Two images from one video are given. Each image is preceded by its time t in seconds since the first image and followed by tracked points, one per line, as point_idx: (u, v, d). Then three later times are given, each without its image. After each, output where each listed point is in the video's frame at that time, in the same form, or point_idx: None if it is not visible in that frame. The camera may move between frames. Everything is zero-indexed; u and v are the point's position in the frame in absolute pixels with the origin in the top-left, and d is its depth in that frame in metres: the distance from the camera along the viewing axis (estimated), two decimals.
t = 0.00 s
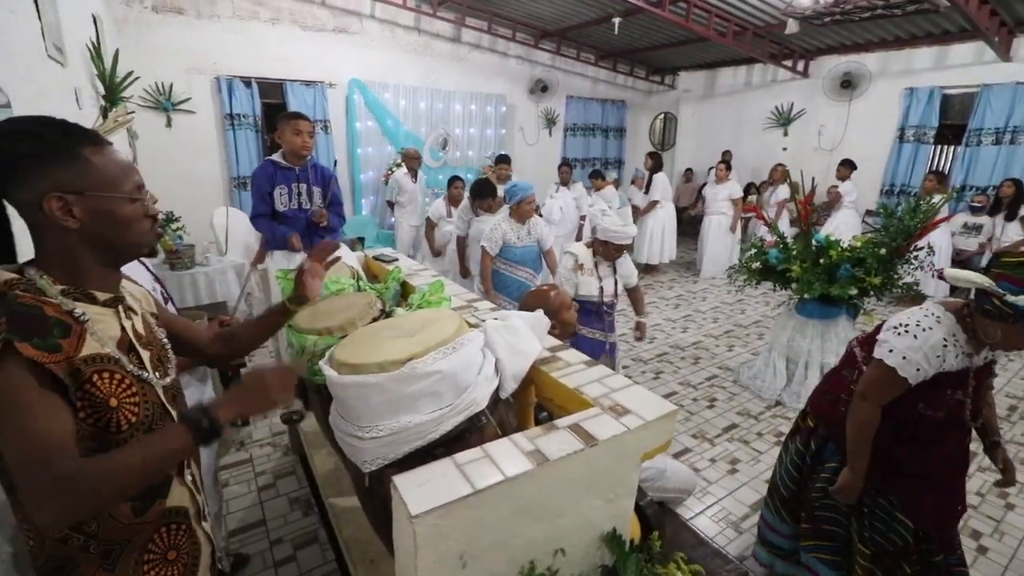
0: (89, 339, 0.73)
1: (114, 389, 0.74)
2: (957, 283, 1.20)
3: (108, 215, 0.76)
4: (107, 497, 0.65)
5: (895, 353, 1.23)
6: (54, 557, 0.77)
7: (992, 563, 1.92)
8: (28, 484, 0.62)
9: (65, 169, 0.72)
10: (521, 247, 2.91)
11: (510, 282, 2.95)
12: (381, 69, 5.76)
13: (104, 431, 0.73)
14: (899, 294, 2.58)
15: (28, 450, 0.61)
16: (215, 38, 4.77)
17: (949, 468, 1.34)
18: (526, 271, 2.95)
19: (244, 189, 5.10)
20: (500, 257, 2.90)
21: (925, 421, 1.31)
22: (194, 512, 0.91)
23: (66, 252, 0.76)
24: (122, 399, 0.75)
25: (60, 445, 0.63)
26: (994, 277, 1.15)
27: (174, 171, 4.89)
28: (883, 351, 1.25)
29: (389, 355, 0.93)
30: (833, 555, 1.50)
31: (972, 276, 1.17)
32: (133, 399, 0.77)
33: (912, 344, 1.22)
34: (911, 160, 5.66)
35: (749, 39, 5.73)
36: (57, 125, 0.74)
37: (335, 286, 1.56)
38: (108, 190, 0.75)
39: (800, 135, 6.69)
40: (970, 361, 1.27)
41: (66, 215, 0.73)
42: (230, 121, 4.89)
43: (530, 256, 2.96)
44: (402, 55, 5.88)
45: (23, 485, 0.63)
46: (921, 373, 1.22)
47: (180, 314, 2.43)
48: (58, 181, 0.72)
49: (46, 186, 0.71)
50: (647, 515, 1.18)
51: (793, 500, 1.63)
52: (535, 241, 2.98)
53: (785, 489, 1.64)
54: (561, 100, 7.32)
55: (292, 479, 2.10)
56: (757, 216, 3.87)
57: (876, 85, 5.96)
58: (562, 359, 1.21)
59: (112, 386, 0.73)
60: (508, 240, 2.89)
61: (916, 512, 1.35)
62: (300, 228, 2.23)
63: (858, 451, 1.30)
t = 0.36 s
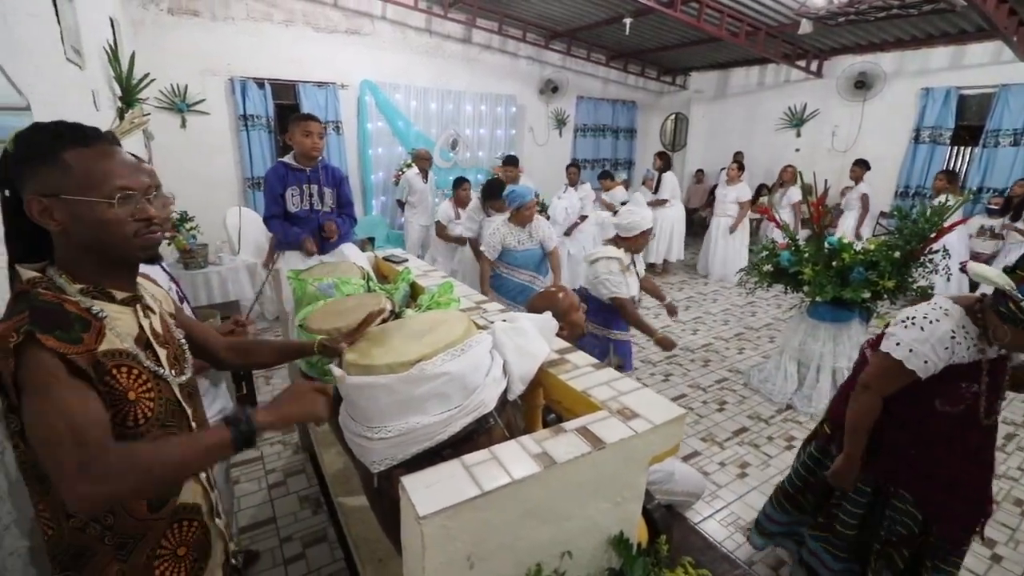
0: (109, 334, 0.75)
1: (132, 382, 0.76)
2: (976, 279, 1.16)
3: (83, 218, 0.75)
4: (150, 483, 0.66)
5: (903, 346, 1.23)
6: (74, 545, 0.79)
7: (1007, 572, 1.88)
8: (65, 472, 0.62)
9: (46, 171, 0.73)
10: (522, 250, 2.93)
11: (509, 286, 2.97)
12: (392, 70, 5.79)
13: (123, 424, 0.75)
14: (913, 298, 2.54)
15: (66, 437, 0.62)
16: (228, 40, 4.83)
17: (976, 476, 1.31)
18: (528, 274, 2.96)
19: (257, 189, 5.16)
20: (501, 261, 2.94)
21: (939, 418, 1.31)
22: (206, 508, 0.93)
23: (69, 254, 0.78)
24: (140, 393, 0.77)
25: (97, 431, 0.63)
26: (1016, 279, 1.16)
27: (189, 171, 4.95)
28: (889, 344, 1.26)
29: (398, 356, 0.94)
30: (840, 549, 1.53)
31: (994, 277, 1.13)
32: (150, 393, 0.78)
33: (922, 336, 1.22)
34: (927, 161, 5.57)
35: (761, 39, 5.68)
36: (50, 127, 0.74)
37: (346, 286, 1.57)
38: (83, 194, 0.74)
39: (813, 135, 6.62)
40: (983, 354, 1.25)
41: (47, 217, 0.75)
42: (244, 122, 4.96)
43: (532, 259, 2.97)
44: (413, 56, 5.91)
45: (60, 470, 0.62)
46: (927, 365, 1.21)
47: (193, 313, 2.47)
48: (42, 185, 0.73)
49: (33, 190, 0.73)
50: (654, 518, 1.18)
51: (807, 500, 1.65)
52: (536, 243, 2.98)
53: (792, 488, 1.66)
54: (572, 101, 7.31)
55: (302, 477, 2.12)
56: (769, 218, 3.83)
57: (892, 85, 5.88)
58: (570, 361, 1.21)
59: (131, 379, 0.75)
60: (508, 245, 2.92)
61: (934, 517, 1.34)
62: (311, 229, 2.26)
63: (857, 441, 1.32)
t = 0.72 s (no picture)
0: (131, 336, 0.77)
1: (155, 383, 0.77)
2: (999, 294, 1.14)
3: (117, 213, 0.77)
4: (136, 499, 0.68)
5: (935, 374, 1.17)
6: (91, 544, 0.81)
7: None
8: (64, 481, 0.66)
9: (71, 175, 0.75)
10: (527, 251, 2.93)
11: (515, 285, 2.99)
12: (404, 71, 5.83)
13: (143, 424, 0.77)
14: (929, 301, 2.50)
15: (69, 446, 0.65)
16: (244, 42, 4.90)
17: (993, 489, 1.29)
18: (534, 274, 2.96)
19: (271, 189, 5.23)
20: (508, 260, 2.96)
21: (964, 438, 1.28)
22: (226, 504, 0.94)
23: (93, 255, 0.80)
24: (162, 394, 0.78)
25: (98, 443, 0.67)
26: None
27: (205, 171, 5.03)
28: (922, 371, 1.19)
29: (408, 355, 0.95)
30: (857, 568, 1.52)
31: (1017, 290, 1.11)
32: (173, 394, 0.80)
33: (954, 363, 1.15)
34: (945, 162, 5.47)
35: (776, 38, 5.62)
36: (68, 132, 0.76)
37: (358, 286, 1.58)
38: (115, 190, 0.76)
39: (829, 135, 6.53)
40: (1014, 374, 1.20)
41: (79, 218, 0.76)
42: (259, 123, 5.02)
43: (538, 257, 2.96)
44: (425, 57, 5.94)
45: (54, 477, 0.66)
46: (961, 393, 1.16)
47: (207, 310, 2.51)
48: (69, 186, 0.74)
49: (60, 193, 0.75)
50: (662, 521, 1.18)
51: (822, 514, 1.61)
52: (542, 244, 2.97)
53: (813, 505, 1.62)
54: (583, 101, 7.30)
55: (313, 474, 2.14)
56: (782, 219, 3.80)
57: (910, 85, 5.79)
58: (579, 362, 1.22)
59: (153, 381, 0.77)
60: (514, 245, 2.93)
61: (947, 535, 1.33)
62: (323, 228, 2.28)
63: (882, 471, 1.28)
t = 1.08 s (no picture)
0: (148, 332, 0.77)
1: (172, 378, 0.78)
2: None
3: (138, 210, 0.78)
4: (187, 461, 0.70)
5: (1005, 396, 1.16)
6: (109, 538, 0.83)
7: None
8: (112, 465, 0.67)
9: (88, 175, 0.75)
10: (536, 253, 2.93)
11: (526, 286, 2.98)
12: (413, 72, 5.85)
13: (161, 419, 0.77)
14: (942, 304, 2.47)
15: (105, 435, 0.66)
16: (255, 43, 4.94)
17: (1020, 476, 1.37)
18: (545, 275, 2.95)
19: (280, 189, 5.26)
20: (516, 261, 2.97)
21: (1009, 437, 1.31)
22: (237, 500, 0.95)
23: (111, 253, 0.80)
24: (177, 390, 0.79)
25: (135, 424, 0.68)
26: None
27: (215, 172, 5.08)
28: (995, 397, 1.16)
29: (415, 355, 0.95)
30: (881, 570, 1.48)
31: None
32: (189, 389, 0.81)
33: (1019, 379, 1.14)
34: (959, 163, 5.40)
35: (787, 38, 5.57)
36: (80, 131, 0.77)
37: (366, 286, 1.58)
38: (132, 188, 0.78)
39: (839, 136, 6.46)
40: None
41: (99, 216, 0.77)
42: (268, 123, 5.06)
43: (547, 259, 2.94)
44: (434, 57, 5.95)
45: (103, 467, 0.67)
46: None
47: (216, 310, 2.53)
48: (88, 185, 0.75)
49: (78, 193, 0.75)
50: (668, 524, 1.17)
51: (847, 523, 1.55)
52: (552, 244, 2.96)
53: (832, 511, 1.56)
54: (591, 101, 7.28)
55: (320, 472, 2.15)
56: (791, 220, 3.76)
57: (922, 84, 5.72)
58: (585, 363, 1.21)
59: (170, 375, 0.77)
60: (523, 245, 2.93)
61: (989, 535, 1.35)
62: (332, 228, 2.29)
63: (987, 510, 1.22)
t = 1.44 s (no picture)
0: (151, 331, 0.78)
1: (175, 378, 0.78)
2: None
3: (142, 211, 0.78)
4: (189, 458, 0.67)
5: None
6: (112, 537, 0.83)
7: None
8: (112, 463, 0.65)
9: (92, 176, 0.75)
10: (543, 253, 2.93)
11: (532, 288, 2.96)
12: (417, 72, 5.85)
13: (163, 419, 0.77)
14: (949, 306, 2.46)
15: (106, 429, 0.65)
16: (260, 43, 4.95)
17: None
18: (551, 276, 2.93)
19: (284, 189, 5.28)
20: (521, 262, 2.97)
21: None
22: (241, 499, 0.95)
23: (115, 253, 0.81)
24: (181, 390, 0.79)
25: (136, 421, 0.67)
26: None
27: (220, 172, 5.10)
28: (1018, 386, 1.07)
29: (418, 356, 0.94)
30: None
31: None
32: (192, 388, 0.81)
33: None
34: (966, 164, 5.36)
35: (792, 38, 5.54)
36: (86, 130, 0.77)
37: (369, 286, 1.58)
38: (137, 188, 0.77)
39: (845, 136, 6.42)
40: None
41: (104, 217, 0.77)
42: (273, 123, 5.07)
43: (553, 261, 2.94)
44: (438, 58, 5.96)
45: (106, 468, 0.66)
46: None
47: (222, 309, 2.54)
48: (92, 186, 0.75)
49: (82, 193, 0.75)
50: (672, 527, 1.16)
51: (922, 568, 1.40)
52: (559, 245, 2.96)
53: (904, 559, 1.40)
54: (596, 101, 7.27)
55: (323, 471, 2.16)
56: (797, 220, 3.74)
57: (929, 85, 5.68)
58: (589, 364, 1.21)
59: (172, 375, 0.78)
60: (530, 246, 2.94)
61: None
62: (336, 227, 2.30)
63: None
